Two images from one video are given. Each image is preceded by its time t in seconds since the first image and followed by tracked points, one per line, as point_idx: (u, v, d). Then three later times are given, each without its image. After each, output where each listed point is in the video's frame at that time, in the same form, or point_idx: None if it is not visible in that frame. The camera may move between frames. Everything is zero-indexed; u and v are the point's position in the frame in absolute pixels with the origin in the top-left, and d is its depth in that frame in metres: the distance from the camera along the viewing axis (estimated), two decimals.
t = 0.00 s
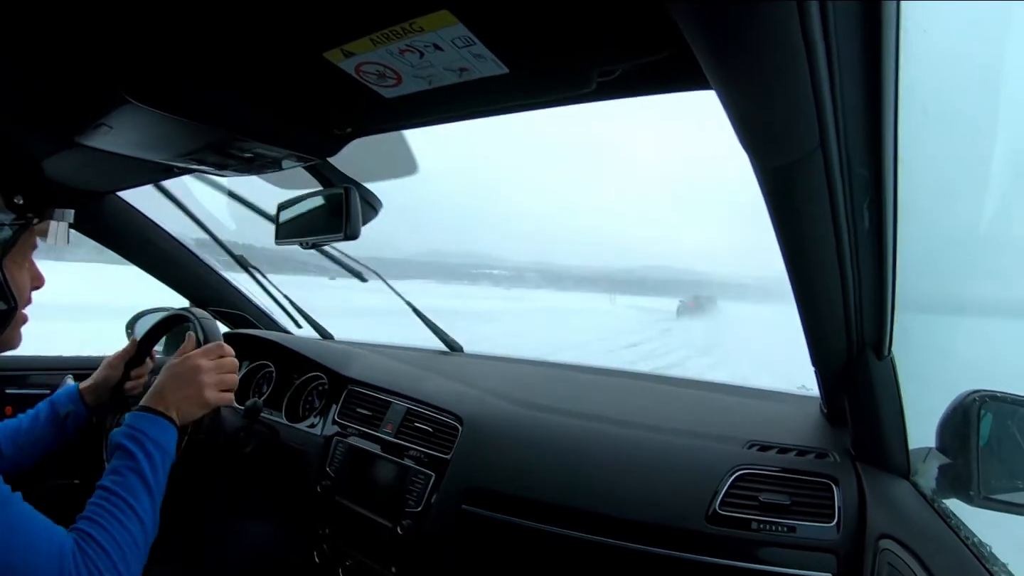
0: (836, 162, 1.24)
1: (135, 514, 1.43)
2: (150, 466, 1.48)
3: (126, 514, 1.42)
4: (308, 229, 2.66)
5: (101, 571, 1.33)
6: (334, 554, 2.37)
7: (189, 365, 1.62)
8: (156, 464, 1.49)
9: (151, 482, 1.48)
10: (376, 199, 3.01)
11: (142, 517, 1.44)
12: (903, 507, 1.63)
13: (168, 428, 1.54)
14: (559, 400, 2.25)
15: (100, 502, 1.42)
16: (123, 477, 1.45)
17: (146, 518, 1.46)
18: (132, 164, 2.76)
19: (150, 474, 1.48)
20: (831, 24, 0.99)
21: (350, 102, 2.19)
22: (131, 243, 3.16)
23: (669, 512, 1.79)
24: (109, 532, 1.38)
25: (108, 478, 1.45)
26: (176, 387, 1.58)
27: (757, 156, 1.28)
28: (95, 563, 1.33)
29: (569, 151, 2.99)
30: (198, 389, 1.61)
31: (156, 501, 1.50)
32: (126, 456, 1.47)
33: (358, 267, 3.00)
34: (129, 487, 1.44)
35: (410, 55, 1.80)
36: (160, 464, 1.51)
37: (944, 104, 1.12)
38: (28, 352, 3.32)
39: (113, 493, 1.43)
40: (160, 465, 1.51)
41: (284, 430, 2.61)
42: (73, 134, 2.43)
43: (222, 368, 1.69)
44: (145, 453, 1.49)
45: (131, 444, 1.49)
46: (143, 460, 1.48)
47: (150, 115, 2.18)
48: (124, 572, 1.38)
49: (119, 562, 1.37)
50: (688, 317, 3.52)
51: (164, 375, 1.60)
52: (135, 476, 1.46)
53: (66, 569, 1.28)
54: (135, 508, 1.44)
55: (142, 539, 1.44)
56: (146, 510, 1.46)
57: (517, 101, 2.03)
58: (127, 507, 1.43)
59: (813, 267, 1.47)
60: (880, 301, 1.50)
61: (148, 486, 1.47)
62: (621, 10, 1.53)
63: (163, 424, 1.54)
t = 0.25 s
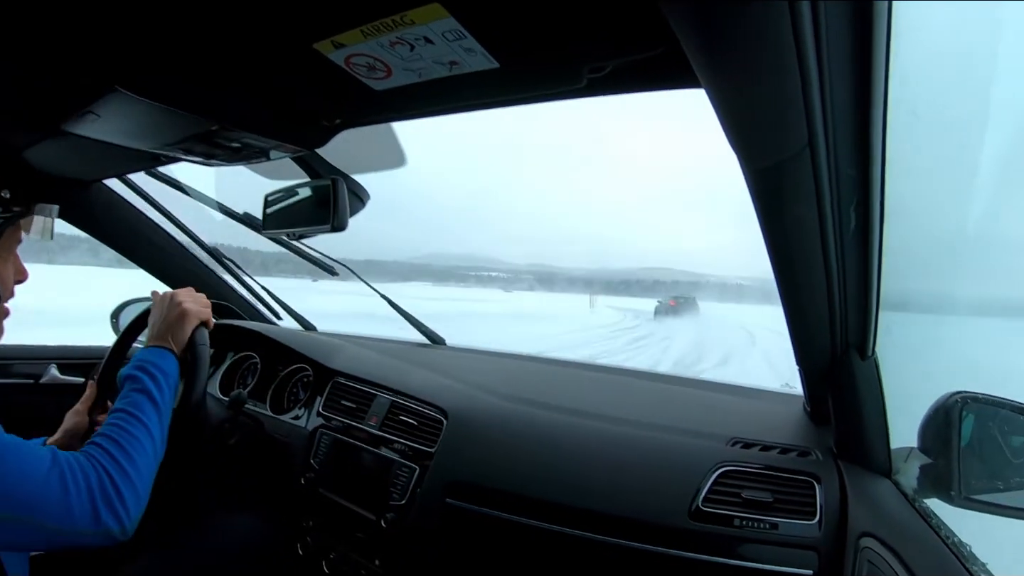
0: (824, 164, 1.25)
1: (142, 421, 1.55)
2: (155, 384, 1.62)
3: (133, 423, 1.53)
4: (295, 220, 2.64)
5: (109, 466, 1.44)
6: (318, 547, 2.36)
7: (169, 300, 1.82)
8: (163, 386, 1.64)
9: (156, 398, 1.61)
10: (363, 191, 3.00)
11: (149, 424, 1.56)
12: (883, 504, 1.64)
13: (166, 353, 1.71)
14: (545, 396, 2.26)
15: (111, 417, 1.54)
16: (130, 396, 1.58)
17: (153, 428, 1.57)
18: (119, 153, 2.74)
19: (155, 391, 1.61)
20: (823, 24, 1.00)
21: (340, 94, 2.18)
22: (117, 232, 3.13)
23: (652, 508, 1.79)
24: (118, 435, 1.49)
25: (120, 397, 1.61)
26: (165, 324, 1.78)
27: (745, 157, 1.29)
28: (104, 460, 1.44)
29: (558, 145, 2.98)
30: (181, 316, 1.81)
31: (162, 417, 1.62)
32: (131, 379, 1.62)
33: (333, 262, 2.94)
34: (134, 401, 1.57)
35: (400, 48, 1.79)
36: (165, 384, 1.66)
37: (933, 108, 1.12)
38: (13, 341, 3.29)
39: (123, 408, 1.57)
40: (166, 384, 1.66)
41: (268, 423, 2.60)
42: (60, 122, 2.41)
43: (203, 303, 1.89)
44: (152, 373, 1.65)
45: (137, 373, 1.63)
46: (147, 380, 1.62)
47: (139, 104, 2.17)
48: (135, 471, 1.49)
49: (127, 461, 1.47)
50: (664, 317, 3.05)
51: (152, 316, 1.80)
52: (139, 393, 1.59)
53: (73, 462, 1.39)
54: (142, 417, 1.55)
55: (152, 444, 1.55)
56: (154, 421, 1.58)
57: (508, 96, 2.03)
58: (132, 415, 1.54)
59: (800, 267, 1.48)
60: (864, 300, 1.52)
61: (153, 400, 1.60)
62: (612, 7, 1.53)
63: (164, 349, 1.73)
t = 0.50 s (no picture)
0: (801, 164, 1.25)
1: (113, 400, 1.57)
2: (127, 367, 1.65)
3: (104, 402, 1.56)
4: (272, 222, 2.62)
5: (75, 440, 1.48)
6: (299, 551, 2.35)
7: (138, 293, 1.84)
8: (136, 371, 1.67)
9: (128, 379, 1.63)
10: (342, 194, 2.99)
11: (121, 404, 1.58)
12: (863, 499, 1.66)
13: (140, 342, 1.74)
14: (526, 397, 2.26)
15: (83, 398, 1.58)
16: (103, 378, 1.62)
17: (126, 407, 1.59)
18: (95, 154, 2.70)
19: (127, 373, 1.64)
20: (799, 25, 0.99)
21: (317, 96, 2.16)
22: (91, 236, 3.09)
23: (633, 507, 1.80)
24: (90, 413, 1.53)
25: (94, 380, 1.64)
26: (137, 319, 1.80)
27: (722, 152, 1.29)
28: (69, 434, 1.48)
29: (541, 147, 2.98)
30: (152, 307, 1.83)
31: (136, 398, 1.65)
32: (105, 363, 1.65)
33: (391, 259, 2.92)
34: (106, 382, 1.60)
35: (378, 48, 1.78)
36: (139, 368, 1.69)
37: (910, 109, 1.10)
38: None
39: (96, 389, 1.60)
40: (139, 368, 1.69)
41: (247, 428, 2.59)
42: (32, 122, 2.37)
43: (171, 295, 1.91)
44: (124, 357, 1.68)
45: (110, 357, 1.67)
46: (120, 363, 1.66)
47: (113, 105, 2.14)
48: (104, 447, 1.51)
49: (95, 437, 1.50)
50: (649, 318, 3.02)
51: (124, 309, 1.82)
52: (111, 374, 1.62)
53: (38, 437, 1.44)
54: (113, 397, 1.58)
55: (123, 422, 1.57)
56: (126, 401, 1.60)
57: (487, 96, 2.03)
58: (103, 395, 1.57)
59: (778, 264, 1.49)
60: (842, 300, 1.51)
61: (125, 381, 1.63)
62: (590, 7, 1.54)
63: (138, 340, 1.75)
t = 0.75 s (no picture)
0: (777, 169, 1.26)
1: (83, 396, 1.63)
2: (100, 363, 1.71)
3: (74, 397, 1.62)
4: (250, 222, 2.61)
5: (42, 434, 1.54)
6: (275, 553, 2.34)
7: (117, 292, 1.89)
8: (112, 369, 1.73)
9: (101, 374, 1.69)
10: (320, 194, 2.99)
11: (91, 400, 1.64)
12: (837, 500, 1.68)
13: (116, 340, 1.80)
14: (506, 399, 2.26)
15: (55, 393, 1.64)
16: (76, 374, 1.68)
17: (96, 403, 1.65)
18: (72, 150, 2.68)
19: (101, 369, 1.70)
20: (778, 29, 1.00)
21: (297, 95, 2.16)
22: (67, 233, 3.05)
23: (609, 509, 1.81)
24: (59, 406, 1.59)
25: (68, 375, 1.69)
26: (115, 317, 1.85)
27: (701, 161, 1.29)
28: (36, 427, 1.54)
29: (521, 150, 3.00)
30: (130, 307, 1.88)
31: (108, 395, 1.70)
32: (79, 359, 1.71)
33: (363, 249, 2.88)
34: (79, 378, 1.66)
35: (358, 49, 1.78)
36: (114, 366, 1.74)
37: (885, 117, 1.10)
38: None
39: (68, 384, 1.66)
40: (113, 365, 1.74)
41: (224, 428, 2.58)
42: (7, 118, 2.34)
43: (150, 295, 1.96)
44: (99, 355, 1.73)
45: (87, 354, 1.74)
46: (94, 360, 1.71)
47: (89, 102, 2.11)
48: (70, 441, 1.57)
49: (62, 430, 1.56)
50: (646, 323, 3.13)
51: (102, 308, 1.87)
52: (84, 370, 1.68)
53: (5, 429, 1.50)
54: (84, 392, 1.64)
55: (92, 418, 1.63)
56: (97, 398, 1.66)
57: (468, 99, 2.03)
58: (74, 391, 1.63)
59: (755, 267, 1.50)
60: (817, 303, 1.53)
61: (98, 378, 1.68)
62: (567, 11, 1.55)
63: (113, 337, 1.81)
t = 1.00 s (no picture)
0: (775, 168, 1.26)
1: (85, 437, 1.60)
2: (103, 401, 1.67)
3: (76, 439, 1.59)
4: (247, 226, 2.61)
5: (46, 481, 1.50)
6: (274, 557, 2.33)
7: (121, 315, 1.82)
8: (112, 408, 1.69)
9: (102, 414, 1.65)
10: (318, 198, 2.99)
11: (94, 443, 1.61)
12: (836, 501, 1.68)
13: (118, 372, 1.75)
14: (504, 401, 2.26)
15: (55, 433, 1.59)
16: (77, 411, 1.63)
17: (98, 445, 1.62)
18: (68, 153, 2.67)
19: (103, 408, 1.66)
20: (774, 28, 0.99)
21: (293, 98, 2.15)
22: (62, 237, 3.02)
23: (608, 511, 1.81)
24: (62, 452, 1.55)
25: (69, 412, 1.65)
26: (118, 345, 1.79)
27: (698, 158, 1.30)
28: (40, 475, 1.50)
29: (517, 151, 3.00)
30: (136, 335, 1.83)
31: (110, 434, 1.67)
32: (81, 394, 1.67)
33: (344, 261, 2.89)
34: (81, 416, 1.62)
35: (355, 51, 1.78)
36: (115, 403, 1.71)
37: (883, 113, 1.09)
38: None
39: (69, 422, 1.62)
40: (115, 402, 1.71)
41: (222, 433, 2.57)
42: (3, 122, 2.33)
43: (155, 320, 1.89)
44: (102, 390, 1.69)
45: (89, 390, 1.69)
46: (96, 396, 1.67)
47: (85, 105, 2.11)
48: (73, 487, 1.54)
49: (66, 478, 1.53)
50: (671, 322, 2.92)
51: (105, 332, 1.81)
52: (87, 408, 1.64)
53: (10, 475, 1.46)
54: (86, 434, 1.60)
55: (94, 461, 1.60)
56: (99, 438, 1.63)
57: (464, 101, 2.03)
58: (78, 432, 1.60)
59: (752, 267, 1.50)
60: (814, 303, 1.53)
61: (100, 416, 1.65)
62: (561, 11, 1.55)
63: (116, 369, 1.76)
